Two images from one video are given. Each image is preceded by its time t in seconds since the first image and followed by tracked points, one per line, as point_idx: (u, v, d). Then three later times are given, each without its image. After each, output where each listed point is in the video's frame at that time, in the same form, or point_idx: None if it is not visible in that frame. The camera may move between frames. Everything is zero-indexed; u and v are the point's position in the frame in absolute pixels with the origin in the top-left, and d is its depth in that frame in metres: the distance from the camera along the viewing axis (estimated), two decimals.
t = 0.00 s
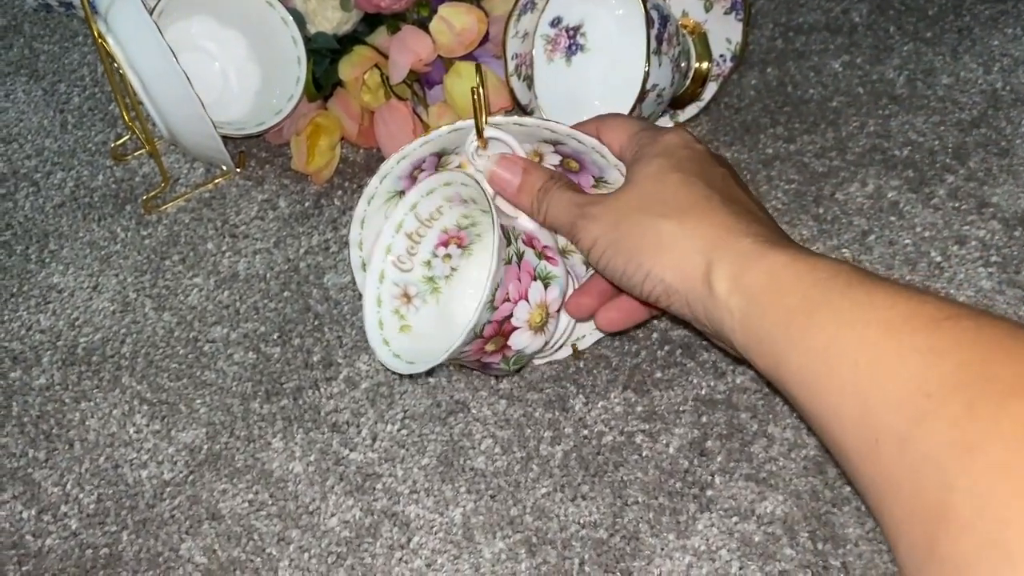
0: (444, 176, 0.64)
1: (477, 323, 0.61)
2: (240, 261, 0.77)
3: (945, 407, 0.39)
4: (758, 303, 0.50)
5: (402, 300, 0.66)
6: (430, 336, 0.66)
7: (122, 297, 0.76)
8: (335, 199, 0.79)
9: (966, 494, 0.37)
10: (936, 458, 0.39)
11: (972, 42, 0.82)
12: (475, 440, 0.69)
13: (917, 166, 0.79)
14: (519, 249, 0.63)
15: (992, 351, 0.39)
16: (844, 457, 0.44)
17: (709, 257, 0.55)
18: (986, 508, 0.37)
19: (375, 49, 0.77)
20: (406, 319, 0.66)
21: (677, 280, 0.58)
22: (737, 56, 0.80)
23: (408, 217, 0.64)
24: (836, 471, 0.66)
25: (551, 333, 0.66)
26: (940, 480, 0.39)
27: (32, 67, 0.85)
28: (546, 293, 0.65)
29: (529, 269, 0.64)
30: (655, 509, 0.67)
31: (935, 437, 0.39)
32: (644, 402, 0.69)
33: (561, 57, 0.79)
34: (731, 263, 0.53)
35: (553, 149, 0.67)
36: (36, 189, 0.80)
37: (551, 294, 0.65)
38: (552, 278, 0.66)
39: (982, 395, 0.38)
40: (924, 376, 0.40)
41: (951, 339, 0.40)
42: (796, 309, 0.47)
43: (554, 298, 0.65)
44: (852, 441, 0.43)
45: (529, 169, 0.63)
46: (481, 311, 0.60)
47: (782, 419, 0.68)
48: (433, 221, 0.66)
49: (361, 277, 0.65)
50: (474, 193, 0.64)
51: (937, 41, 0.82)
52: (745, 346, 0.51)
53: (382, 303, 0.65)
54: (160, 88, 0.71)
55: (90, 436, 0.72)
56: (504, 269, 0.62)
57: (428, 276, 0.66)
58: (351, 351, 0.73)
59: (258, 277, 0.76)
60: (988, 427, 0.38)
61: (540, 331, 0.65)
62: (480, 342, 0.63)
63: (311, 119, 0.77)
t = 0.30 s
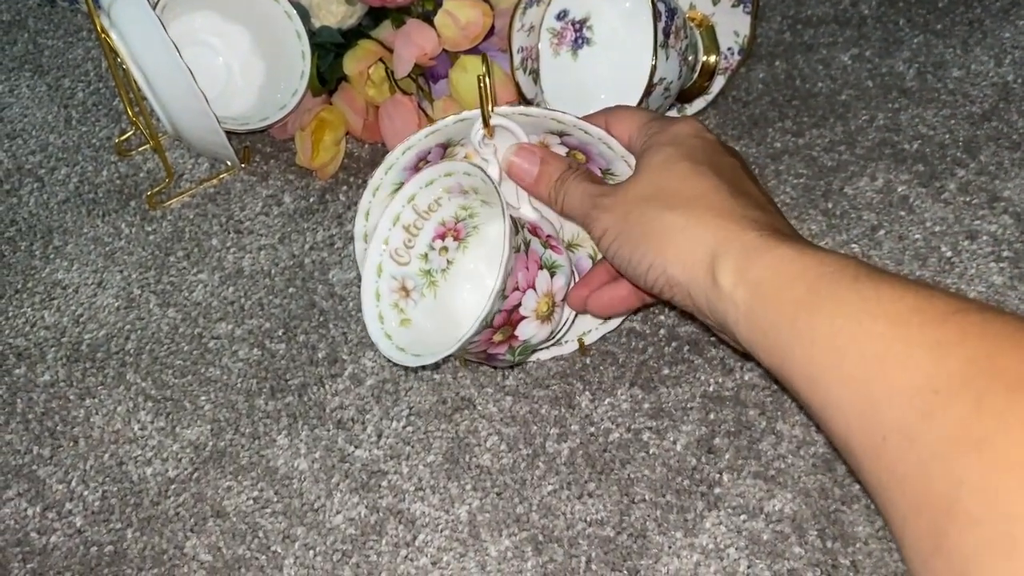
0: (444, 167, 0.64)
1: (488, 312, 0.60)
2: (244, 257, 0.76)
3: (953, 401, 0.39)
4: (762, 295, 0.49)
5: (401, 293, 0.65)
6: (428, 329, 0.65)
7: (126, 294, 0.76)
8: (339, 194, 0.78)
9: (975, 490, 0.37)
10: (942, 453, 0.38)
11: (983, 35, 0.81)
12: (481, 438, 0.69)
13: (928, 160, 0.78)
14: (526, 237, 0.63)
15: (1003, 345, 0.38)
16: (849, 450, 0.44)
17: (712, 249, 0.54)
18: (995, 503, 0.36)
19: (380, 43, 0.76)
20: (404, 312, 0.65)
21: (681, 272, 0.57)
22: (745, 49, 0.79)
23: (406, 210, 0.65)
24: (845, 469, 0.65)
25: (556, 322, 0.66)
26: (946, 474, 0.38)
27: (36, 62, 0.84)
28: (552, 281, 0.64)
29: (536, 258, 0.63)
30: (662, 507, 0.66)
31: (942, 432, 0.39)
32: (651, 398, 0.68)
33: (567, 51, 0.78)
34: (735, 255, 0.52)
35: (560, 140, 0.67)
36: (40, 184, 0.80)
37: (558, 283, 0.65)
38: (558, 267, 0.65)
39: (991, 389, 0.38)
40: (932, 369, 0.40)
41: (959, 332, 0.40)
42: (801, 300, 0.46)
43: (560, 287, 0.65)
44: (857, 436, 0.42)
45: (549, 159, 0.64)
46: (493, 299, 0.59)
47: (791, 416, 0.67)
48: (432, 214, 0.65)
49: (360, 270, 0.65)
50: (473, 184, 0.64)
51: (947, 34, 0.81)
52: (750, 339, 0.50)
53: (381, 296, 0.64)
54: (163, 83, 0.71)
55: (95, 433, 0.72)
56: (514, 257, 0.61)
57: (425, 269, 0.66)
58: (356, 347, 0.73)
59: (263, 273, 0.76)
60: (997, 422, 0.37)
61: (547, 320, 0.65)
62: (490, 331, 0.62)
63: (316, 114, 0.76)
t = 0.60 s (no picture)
0: (439, 172, 0.63)
1: (489, 325, 0.59)
2: (248, 256, 0.76)
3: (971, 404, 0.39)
4: (771, 295, 0.48)
5: (403, 299, 0.65)
6: (430, 334, 0.65)
7: (130, 292, 0.76)
8: (343, 192, 0.78)
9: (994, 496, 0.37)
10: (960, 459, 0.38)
11: (990, 32, 0.81)
12: (485, 437, 0.69)
13: (934, 158, 0.78)
14: (526, 246, 0.62)
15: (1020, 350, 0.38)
16: (860, 451, 0.44)
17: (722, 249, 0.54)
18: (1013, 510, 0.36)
19: (384, 41, 0.76)
20: (407, 318, 0.65)
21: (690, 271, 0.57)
22: (751, 47, 0.79)
23: (405, 216, 0.65)
24: (851, 470, 0.65)
25: (558, 326, 0.66)
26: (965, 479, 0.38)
27: (41, 60, 0.84)
28: (552, 288, 0.64)
29: (536, 265, 0.63)
30: (666, 507, 0.66)
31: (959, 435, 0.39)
32: (655, 398, 0.68)
33: (571, 49, 0.77)
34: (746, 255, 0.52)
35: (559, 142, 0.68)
36: (45, 183, 0.80)
37: (558, 289, 0.65)
38: (558, 273, 0.65)
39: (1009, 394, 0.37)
40: (946, 372, 0.39)
41: (973, 333, 0.39)
42: (812, 300, 0.46)
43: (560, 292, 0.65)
44: (870, 437, 0.42)
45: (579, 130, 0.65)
46: (494, 311, 0.59)
47: (796, 416, 0.67)
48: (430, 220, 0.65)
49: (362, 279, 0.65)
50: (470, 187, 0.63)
51: (954, 31, 0.81)
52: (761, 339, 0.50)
53: (382, 303, 0.64)
54: (167, 82, 0.71)
55: (99, 432, 0.72)
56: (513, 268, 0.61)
57: (426, 274, 0.66)
58: (360, 346, 0.72)
59: (267, 272, 0.76)
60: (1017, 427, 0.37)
61: (549, 327, 0.65)
62: (491, 341, 0.62)
63: (320, 112, 0.76)
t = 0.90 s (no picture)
0: (452, 161, 0.64)
1: (501, 304, 0.60)
2: (253, 250, 0.77)
3: (968, 388, 0.39)
4: (776, 283, 0.49)
5: (421, 289, 0.66)
6: (448, 324, 0.66)
7: (136, 287, 0.77)
8: (348, 187, 0.78)
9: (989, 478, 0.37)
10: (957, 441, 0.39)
11: (992, 29, 0.81)
12: (488, 430, 0.69)
13: (935, 155, 0.78)
14: (537, 228, 0.63)
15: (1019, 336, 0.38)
16: (864, 437, 0.44)
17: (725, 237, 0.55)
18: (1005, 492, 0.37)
19: (388, 38, 0.76)
20: (425, 307, 0.66)
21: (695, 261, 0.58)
22: (753, 44, 0.79)
23: (420, 207, 0.66)
24: (851, 463, 0.66)
25: (572, 310, 0.66)
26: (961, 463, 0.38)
27: (47, 56, 0.85)
28: (565, 270, 0.65)
29: (548, 247, 0.64)
30: (668, 500, 0.66)
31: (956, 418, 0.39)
32: (657, 392, 0.69)
33: (575, 45, 0.78)
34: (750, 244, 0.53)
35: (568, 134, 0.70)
36: (51, 178, 0.81)
37: (571, 271, 0.65)
38: (570, 256, 0.65)
39: (1005, 377, 0.38)
40: (945, 356, 0.40)
41: (973, 319, 0.40)
42: (817, 287, 0.46)
43: (573, 275, 0.65)
44: (875, 424, 0.43)
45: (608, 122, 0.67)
46: (506, 290, 0.60)
47: (797, 410, 0.67)
48: (445, 210, 0.66)
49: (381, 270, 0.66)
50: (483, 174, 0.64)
51: (956, 28, 0.81)
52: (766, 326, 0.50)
53: (400, 293, 0.66)
54: (173, 77, 0.71)
55: (105, 425, 0.73)
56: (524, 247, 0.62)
57: (443, 264, 0.66)
58: (365, 340, 0.73)
59: (272, 266, 0.76)
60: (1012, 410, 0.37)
61: (563, 309, 0.65)
62: (506, 322, 0.62)
63: (324, 108, 0.77)
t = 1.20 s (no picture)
0: (458, 156, 0.65)
1: (500, 292, 0.61)
2: (252, 252, 0.77)
3: (969, 383, 0.39)
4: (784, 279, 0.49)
5: (427, 285, 0.66)
6: (453, 319, 0.65)
7: (135, 288, 0.77)
8: (347, 190, 0.79)
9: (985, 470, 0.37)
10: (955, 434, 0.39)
11: (991, 33, 0.81)
12: (485, 433, 0.70)
13: (934, 159, 0.78)
14: (538, 220, 0.64)
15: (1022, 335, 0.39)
16: (864, 432, 0.44)
17: (738, 237, 0.55)
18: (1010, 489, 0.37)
19: (387, 40, 0.76)
20: (432, 302, 0.66)
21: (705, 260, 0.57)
22: (752, 47, 0.79)
23: (427, 202, 0.66)
24: (847, 467, 0.66)
25: (575, 304, 0.66)
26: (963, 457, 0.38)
27: (47, 57, 0.85)
28: (567, 263, 0.65)
29: (549, 240, 0.64)
30: (665, 504, 0.66)
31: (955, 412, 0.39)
32: (654, 396, 0.69)
33: (573, 48, 0.78)
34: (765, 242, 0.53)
35: (571, 134, 0.70)
36: (50, 179, 0.81)
37: (573, 265, 0.65)
38: (573, 249, 0.66)
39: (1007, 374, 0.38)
40: (948, 351, 0.40)
41: (979, 317, 0.40)
42: (824, 283, 0.46)
43: (576, 268, 0.65)
44: (879, 420, 0.42)
45: (629, 135, 0.68)
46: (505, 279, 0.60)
47: (793, 414, 0.68)
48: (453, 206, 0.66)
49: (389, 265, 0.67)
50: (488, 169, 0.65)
51: (955, 32, 0.81)
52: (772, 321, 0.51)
53: (406, 288, 0.66)
54: (173, 80, 0.71)
55: (103, 426, 0.73)
56: (525, 238, 0.62)
57: (450, 261, 0.66)
58: (362, 343, 0.73)
59: (270, 268, 0.76)
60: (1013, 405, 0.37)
61: (565, 302, 0.65)
62: (506, 314, 0.62)
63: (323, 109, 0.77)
